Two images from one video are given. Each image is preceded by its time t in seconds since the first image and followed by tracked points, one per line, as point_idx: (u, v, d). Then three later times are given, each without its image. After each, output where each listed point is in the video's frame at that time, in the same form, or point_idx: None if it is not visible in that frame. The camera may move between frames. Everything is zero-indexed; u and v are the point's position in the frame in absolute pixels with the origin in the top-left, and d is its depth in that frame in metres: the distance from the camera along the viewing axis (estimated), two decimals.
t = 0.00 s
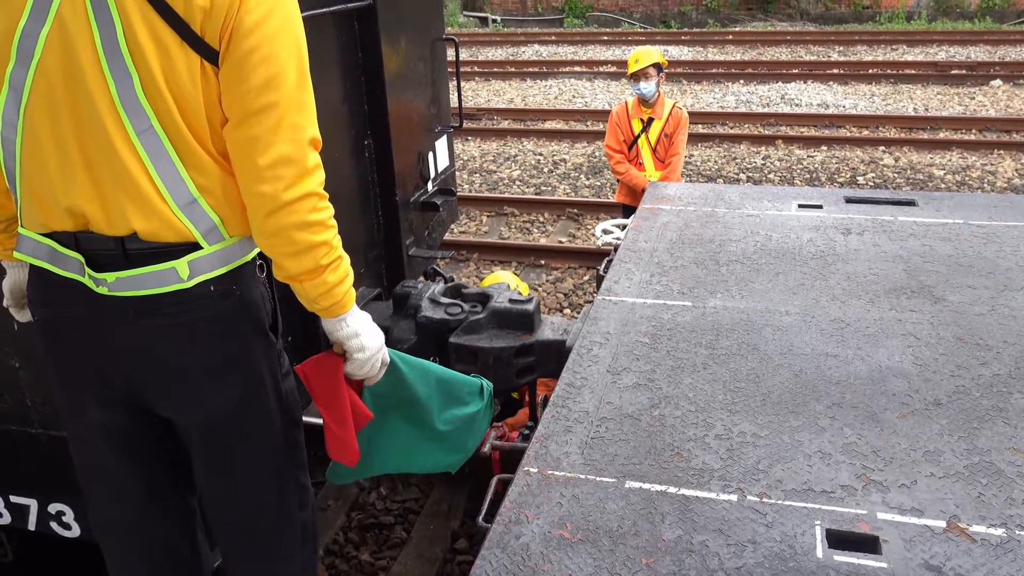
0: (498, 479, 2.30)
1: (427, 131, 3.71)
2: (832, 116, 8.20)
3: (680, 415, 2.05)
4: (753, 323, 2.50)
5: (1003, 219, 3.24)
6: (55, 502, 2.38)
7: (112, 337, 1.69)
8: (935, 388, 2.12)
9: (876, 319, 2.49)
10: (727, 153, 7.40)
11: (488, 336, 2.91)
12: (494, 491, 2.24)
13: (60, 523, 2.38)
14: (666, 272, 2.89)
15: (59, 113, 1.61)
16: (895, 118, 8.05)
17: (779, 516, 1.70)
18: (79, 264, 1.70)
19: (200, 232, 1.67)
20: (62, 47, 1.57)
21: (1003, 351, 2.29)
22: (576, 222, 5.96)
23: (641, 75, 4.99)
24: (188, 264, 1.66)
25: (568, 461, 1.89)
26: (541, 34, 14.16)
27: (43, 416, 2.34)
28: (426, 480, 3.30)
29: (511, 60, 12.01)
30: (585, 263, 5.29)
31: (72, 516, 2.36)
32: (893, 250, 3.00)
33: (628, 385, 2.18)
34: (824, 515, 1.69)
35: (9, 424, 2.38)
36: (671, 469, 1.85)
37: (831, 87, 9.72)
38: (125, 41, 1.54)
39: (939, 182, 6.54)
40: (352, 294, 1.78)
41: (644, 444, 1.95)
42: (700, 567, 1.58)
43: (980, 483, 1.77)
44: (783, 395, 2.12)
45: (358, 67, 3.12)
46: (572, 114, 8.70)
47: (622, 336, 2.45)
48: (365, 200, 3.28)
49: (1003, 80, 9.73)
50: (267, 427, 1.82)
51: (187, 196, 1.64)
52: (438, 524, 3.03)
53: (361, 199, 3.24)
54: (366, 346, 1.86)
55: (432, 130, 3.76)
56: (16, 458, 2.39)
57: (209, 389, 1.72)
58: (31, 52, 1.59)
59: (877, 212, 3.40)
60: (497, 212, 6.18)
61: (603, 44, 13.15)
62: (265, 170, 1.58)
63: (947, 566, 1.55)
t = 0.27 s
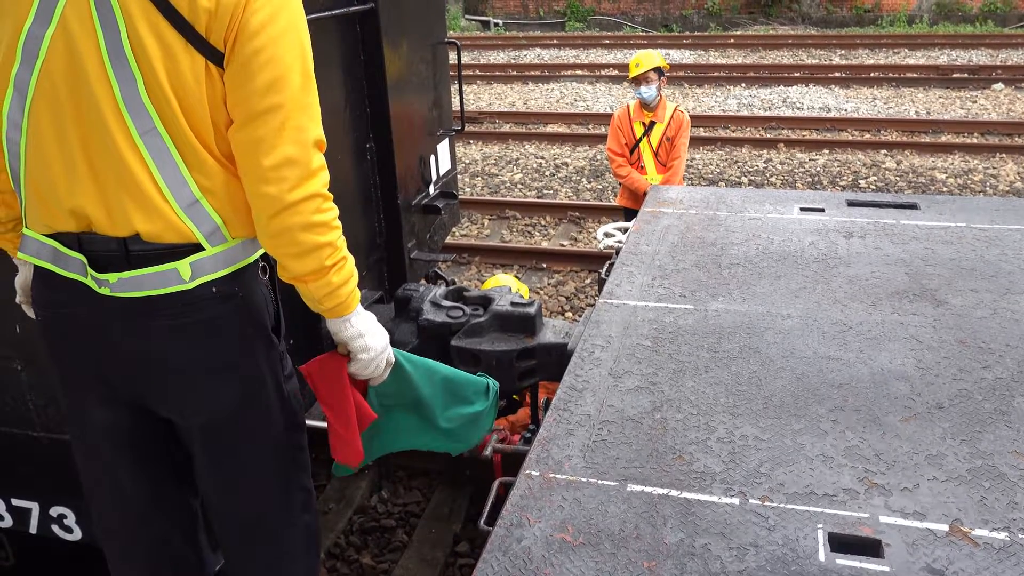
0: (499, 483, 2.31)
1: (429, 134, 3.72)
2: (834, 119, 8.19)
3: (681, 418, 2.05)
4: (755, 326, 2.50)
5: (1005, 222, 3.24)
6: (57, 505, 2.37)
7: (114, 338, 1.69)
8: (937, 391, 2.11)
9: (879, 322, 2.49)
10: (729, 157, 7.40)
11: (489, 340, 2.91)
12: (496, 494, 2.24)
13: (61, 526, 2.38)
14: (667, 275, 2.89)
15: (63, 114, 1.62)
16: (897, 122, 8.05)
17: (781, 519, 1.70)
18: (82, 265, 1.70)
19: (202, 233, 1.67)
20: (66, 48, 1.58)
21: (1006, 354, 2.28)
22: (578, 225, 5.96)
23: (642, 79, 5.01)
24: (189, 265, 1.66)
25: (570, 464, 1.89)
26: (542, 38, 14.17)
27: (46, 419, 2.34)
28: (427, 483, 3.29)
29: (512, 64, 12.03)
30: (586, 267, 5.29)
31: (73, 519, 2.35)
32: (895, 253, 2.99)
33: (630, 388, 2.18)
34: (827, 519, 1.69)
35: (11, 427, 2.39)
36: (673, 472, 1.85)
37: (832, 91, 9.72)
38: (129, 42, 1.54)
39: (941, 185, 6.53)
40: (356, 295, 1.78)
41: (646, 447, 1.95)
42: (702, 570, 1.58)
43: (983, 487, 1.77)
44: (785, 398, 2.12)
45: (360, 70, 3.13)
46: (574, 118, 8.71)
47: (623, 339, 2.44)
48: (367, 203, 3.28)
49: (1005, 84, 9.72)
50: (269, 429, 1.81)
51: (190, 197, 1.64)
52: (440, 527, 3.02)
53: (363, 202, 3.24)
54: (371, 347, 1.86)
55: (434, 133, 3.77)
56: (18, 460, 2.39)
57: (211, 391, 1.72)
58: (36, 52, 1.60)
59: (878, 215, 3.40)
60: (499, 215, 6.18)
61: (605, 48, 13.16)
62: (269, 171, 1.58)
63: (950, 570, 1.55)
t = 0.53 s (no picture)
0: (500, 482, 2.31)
1: (430, 133, 3.71)
2: (835, 118, 8.19)
3: (682, 417, 2.05)
4: (755, 325, 2.49)
5: (1007, 221, 3.23)
6: (58, 505, 2.37)
7: (115, 337, 1.68)
8: (938, 390, 2.11)
9: (879, 321, 2.48)
10: (730, 156, 7.40)
11: (489, 339, 2.91)
12: (497, 493, 2.25)
13: (62, 525, 2.38)
14: (668, 274, 2.89)
15: (65, 111, 1.62)
16: (897, 120, 8.04)
17: (782, 518, 1.70)
18: (84, 263, 1.70)
19: (204, 232, 1.67)
20: (69, 46, 1.58)
21: (1007, 352, 2.28)
22: (579, 224, 5.95)
23: (642, 78, 5.01)
24: (191, 262, 1.66)
25: (571, 463, 1.89)
26: (543, 38, 14.16)
27: (46, 418, 2.34)
28: (428, 482, 3.29)
29: (513, 63, 12.02)
30: (587, 266, 5.29)
31: (75, 518, 2.36)
32: (896, 252, 2.99)
33: (630, 387, 2.17)
34: (828, 518, 1.69)
35: (12, 426, 2.38)
36: (674, 471, 1.85)
37: (833, 90, 9.71)
38: (131, 41, 1.54)
39: (942, 184, 6.53)
40: (359, 293, 1.78)
41: (647, 446, 1.94)
42: (703, 569, 1.57)
43: (984, 485, 1.77)
44: (786, 397, 2.11)
45: (360, 69, 3.13)
46: (575, 117, 8.70)
47: (624, 338, 2.44)
48: (368, 202, 3.28)
49: (1005, 82, 9.72)
50: (271, 428, 1.81)
51: (192, 195, 1.64)
52: (441, 526, 3.02)
53: (363, 201, 3.24)
54: (376, 343, 1.85)
55: (434, 132, 3.76)
56: (19, 459, 2.39)
57: (213, 390, 1.72)
58: (40, 49, 1.60)
59: (879, 214, 3.39)
60: (500, 215, 6.18)
61: (605, 47, 13.15)
62: (273, 169, 1.58)
63: (952, 569, 1.55)
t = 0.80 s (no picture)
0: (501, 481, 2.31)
1: (429, 132, 3.71)
2: (835, 116, 8.18)
3: (683, 416, 2.05)
4: (756, 324, 2.49)
5: (1008, 219, 3.23)
6: (60, 505, 2.37)
7: (117, 336, 1.68)
8: (939, 388, 2.11)
9: (880, 319, 2.48)
10: (730, 154, 7.40)
11: (490, 338, 2.91)
12: (498, 492, 2.25)
13: (64, 525, 2.38)
14: (668, 272, 2.89)
15: (68, 110, 1.61)
16: (897, 118, 8.04)
17: (784, 517, 1.70)
18: (86, 261, 1.69)
19: (207, 231, 1.67)
20: (72, 44, 1.58)
21: (1008, 351, 2.28)
22: (579, 223, 5.95)
23: (641, 77, 5.01)
24: (194, 262, 1.65)
25: (572, 463, 1.89)
26: (542, 37, 14.16)
27: (47, 418, 2.34)
28: (429, 481, 3.29)
29: (513, 62, 12.02)
30: (587, 265, 5.29)
31: (76, 518, 2.36)
32: (896, 250, 2.99)
33: (631, 386, 2.17)
34: (829, 517, 1.69)
35: (13, 426, 2.38)
36: (675, 470, 1.85)
37: (833, 88, 9.71)
38: (135, 39, 1.54)
39: (942, 182, 6.52)
40: (363, 292, 1.77)
41: (648, 445, 1.94)
42: (704, 568, 1.57)
43: (986, 484, 1.77)
44: (787, 395, 2.11)
45: (360, 68, 3.12)
46: (574, 116, 8.70)
47: (624, 337, 2.44)
48: (368, 201, 3.28)
49: (1006, 80, 9.71)
50: (274, 428, 1.81)
51: (195, 194, 1.64)
52: (442, 525, 3.02)
53: (363, 201, 3.24)
54: (378, 344, 1.85)
55: (434, 131, 3.76)
56: (20, 459, 2.39)
57: (216, 390, 1.72)
58: (44, 48, 1.60)
59: (880, 212, 3.39)
60: (500, 214, 6.17)
61: (605, 46, 13.15)
62: (277, 168, 1.58)
63: (954, 567, 1.55)
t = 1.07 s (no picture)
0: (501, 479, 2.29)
1: (429, 129, 3.71)
2: (835, 114, 8.18)
3: (682, 413, 2.04)
4: (756, 321, 2.49)
5: (1007, 216, 3.23)
6: (58, 502, 2.37)
7: (118, 334, 1.68)
8: (939, 386, 2.11)
9: (880, 317, 2.48)
10: (729, 151, 7.39)
11: (489, 336, 2.90)
12: (497, 491, 2.23)
13: (62, 523, 2.37)
14: (668, 270, 2.88)
15: (71, 105, 1.61)
16: (897, 116, 8.03)
17: (783, 514, 1.69)
18: (86, 256, 1.68)
19: (208, 227, 1.66)
20: (76, 38, 1.57)
21: (1007, 348, 2.28)
22: (578, 221, 5.95)
23: (641, 74, 5.00)
24: (194, 258, 1.64)
25: (571, 460, 1.89)
26: (542, 34, 14.15)
27: (46, 416, 2.33)
28: (428, 479, 3.29)
29: (512, 59, 12.00)
30: (587, 262, 5.28)
31: (75, 516, 2.35)
32: (896, 247, 2.99)
33: (630, 383, 2.17)
34: (829, 514, 1.69)
35: (11, 424, 2.37)
36: (674, 467, 1.85)
37: (832, 85, 9.70)
38: (140, 35, 1.54)
39: (942, 179, 6.52)
40: (365, 291, 1.77)
41: (647, 442, 1.94)
42: (704, 566, 1.57)
43: (985, 481, 1.76)
44: (786, 393, 2.11)
45: (359, 65, 3.12)
46: (573, 113, 8.69)
47: (624, 335, 2.44)
48: (367, 199, 3.27)
49: (1005, 77, 9.71)
50: (275, 426, 1.81)
51: (196, 190, 1.63)
52: (441, 523, 3.02)
53: (362, 198, 3.24)
54: (381, 342, 1.85)
55: (433, 129, 3.76)
56: (19, 457, 2.38)
57: (217, 388, 1.72)
58: (48, 42, 1.59)
59: (880, 209, 3.39)
60: (499, 211, 6.17)
61: (604, 43, 13.14)
62: (281, 166, 1.58)
63: (953, 565, 1.55)
